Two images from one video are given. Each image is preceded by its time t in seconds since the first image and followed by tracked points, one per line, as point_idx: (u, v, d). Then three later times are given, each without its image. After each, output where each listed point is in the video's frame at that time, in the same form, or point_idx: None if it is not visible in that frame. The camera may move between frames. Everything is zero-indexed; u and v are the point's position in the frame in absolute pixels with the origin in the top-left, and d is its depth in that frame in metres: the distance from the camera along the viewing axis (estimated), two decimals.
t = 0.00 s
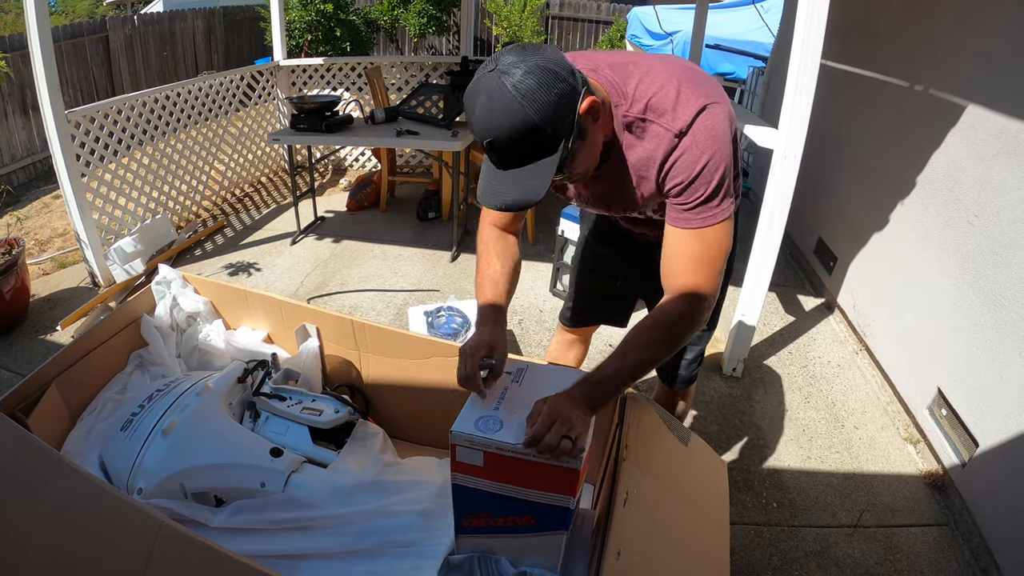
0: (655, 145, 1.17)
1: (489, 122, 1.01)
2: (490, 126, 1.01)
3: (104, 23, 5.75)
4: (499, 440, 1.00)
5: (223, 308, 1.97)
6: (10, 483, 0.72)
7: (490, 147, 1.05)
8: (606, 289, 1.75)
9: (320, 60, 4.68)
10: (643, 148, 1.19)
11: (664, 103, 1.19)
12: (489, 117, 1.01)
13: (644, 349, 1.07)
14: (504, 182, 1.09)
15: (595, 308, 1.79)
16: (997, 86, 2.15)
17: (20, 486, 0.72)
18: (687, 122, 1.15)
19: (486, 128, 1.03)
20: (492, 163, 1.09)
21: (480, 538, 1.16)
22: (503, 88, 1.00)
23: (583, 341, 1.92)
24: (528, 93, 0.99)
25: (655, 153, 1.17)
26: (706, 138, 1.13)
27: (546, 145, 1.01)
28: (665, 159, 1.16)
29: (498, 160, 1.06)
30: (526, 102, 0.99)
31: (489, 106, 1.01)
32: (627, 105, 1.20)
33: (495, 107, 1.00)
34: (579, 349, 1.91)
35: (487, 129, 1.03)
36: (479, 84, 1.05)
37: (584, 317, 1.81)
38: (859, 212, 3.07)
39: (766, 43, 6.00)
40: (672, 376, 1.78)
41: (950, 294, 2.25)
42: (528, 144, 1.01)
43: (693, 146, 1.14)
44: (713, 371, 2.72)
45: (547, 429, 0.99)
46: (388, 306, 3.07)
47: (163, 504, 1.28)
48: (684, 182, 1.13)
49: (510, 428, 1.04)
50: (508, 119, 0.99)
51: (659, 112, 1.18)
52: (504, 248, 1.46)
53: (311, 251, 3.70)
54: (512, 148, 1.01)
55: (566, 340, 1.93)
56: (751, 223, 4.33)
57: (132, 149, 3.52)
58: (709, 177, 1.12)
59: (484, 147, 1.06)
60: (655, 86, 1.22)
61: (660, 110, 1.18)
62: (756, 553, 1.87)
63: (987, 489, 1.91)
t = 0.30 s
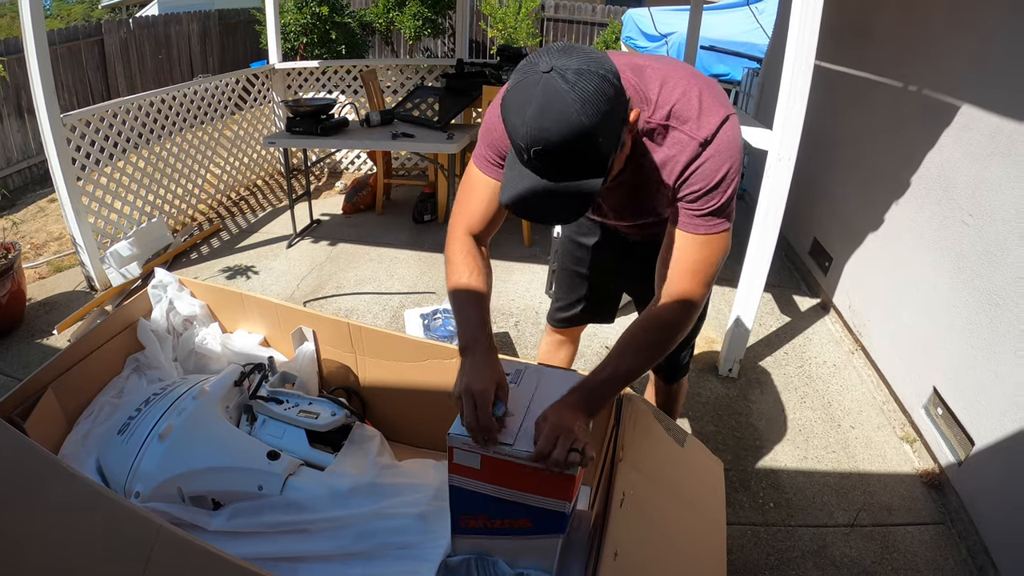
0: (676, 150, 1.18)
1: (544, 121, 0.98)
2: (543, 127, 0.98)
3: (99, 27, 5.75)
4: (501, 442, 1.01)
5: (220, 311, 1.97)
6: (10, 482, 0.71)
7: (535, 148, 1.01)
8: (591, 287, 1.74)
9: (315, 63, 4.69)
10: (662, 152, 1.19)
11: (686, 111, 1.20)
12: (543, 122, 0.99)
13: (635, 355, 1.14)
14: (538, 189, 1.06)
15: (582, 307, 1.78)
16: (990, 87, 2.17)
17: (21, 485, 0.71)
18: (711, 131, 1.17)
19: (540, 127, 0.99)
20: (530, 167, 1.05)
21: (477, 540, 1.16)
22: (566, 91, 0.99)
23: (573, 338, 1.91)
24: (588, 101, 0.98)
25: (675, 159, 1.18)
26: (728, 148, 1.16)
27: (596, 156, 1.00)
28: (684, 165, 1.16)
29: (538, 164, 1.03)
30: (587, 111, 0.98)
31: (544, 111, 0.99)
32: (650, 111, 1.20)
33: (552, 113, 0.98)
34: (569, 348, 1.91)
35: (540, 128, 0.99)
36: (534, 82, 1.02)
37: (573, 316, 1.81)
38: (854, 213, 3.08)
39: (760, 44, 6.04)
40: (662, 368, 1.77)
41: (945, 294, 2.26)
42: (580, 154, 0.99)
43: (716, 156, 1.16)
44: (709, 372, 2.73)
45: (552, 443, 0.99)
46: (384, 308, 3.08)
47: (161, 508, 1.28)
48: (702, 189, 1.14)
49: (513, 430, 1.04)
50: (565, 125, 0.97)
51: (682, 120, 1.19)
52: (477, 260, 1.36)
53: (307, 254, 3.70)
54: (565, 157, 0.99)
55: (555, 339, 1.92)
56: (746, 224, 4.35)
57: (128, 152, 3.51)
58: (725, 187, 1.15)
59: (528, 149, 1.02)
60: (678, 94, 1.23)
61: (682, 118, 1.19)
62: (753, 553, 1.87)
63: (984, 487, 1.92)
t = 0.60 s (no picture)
0: (680, 144, 1.17)
1: (563, 136, 0.97)
2: (562, 140, 0.97)
3: (95, 34, 5.76)
4: (500, 448, 1.01)
5: (218, 318, 1.97)
6: (10, 490, 0.70)
7: (552, 161, 0.99)
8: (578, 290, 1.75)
9: (312, 69, 4.70)
10: (665, 147, 1.18)
11: (687, 108, 1.21)
12: (564, 133, 0.97)
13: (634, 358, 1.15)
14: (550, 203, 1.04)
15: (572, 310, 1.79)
16: (984, 85, 2.19)
17: (20, 492, 0.70)
18: (712, 127, 1.19)
19: (559, 140, 0.97)
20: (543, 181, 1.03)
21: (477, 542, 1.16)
22: (586, 106, 0.97)
23: (565, 342, 1.91)
24: (608, 119, 0.98)
25: (679, 154, 1.17)
26: (729, 144, 1.18)
27: (611, 173, 0.99)
28: (688, 160, 1.16)
29: (553, 178, 1.01)
30: (607, 127, 0.97)
31: (566, 122, 0.97)
32: (653, 108, 1.20)
33: (575, 126, 0.96)
34: (561, 351, 1.92)
35: (559, 141, 0.97)
36: (554, 95, 1.00)
37: (563, 319, 1.81)
38: (850, 213, 3.10)
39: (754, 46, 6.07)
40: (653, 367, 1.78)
41: (942, 292, 2.27)
42: (597, 170, 0.98)
43: (718, 153, 1.17)
44: (707, 373, 2.74)
45: (554, 454, 0.99)
46: (382, 313, 3.08)
47: (161, 514, 1.28)
48: (706, 185, 1.15)
49: (512, 437, 1.04)
50: (585, 140, 0.96)
51: (684, 116, 1.20)
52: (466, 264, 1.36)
53: (305, 260, 3.70)
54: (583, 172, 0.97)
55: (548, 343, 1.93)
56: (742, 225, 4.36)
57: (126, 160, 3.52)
58: (726, 183, 1.17)
59: (545, 161, 1.00)
60: (677, 92, 1.24)
61: (684, 115, 1.20)
62: (753, 553, 1.88)
63: (984, 483, 1.93)
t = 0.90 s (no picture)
0: (668, 148, 1.18)
1: (549, 140, 0.98)
2: (548, 145, 0.98)
3: (89, 46, 5.76)
4: (530, 468, 1.00)
5: (218, 327, 1.98)
6: (11, 499, 0.71)
7: (538, 166, 1.00)
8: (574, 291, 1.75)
9: (306, 77, 4.71)
10: (654, 151, 1.19)
11: (673, 111, 1.22)
12: (550, 137, 0.98)
13: (656, 371, 1.11)
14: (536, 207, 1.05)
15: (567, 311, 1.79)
16: (976, 78, 2.20)
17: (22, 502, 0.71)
18: (699, 128, 1.20)
19: (544, 145, 0.98)
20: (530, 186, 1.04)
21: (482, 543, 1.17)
22: (571, 111, 0.98)
23: (560, 344, 1.93)
24: (593, 124, 0.99)
25: (669, 157, 1.18)
26: (717, 144, 1.19)
27: (597, 178, 1.01)
28: (678, 163, 1.17)
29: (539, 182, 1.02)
30: (592, 131, 0.98)
31: (552, 126, 0.98)
32: (639, 112, 1.21)
33: (561, 131, 0.97)
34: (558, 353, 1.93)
35: (545, 145, 0.98)
36: (539, 101, 1.01)
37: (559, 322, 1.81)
38: (846, 208, 3.11)
39: (747, 45, 6.09)
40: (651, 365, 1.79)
41: (939, 284, 2.29)
42: (583, 175, 0.99)
43: (707, 153, 1.18)
44: (708, 371, 2.74)
45: (585, 478, 0.97)
46: (382, 319, 3.09)
47: (169, 524, 1.28)
48: (698, 186, 1.16)
49: (539, 453, 1.03)
50: (571, 144, 0.97)
51: (671, 119, 1.21)
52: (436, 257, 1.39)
53: (304, 267, 3.71)
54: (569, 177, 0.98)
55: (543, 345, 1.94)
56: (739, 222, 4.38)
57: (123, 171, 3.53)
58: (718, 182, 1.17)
59: (531, 166, 1.01)
60: (663, 95, 1.25)
61: (670, 118, 1.21)
62: (757, 549, 1.88)
63: (985, 473, 1.94)
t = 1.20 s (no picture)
0: (642, 149, 1.19)
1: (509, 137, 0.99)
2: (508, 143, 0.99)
3: (88, 61, 5.80)
4: (521, 455, 1.00)
5: (225, 336, 1.99)
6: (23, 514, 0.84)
7: (501, 163, 1.01)
8: (579, 291, 1.75)
9: (304, 86, 4.73)
10: (628, 153, 1.21)
11: (646, 110, 1.22)
12: (510, 135, 0.99)
13: (655, 339, 1.14)
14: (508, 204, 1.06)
15: (570, 310, 1.79)
16: (973, 67, 2.20)
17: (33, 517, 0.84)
18: (672, 125, 1.19)
19: (505, 143, 0.99)
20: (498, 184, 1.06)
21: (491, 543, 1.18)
22: (528, 106, 0.99)
23: (567, 344, 1.92)
24: (551, 115, 0.99)
25: (645, 158, 1.19)
26: (693, 138, 1.18)
27: (563, 169, 1.01)
28: (654, 164, 1.19)
29: (506, 180, 1.03)
30: (551, 124, 0.99)
31: (511, 124, 0.99)
32: (610, 113, 1.22)
33: (519, 128, 0.98)
34: (564, 353, 1.93)
35: (505, 143, 0.99)
36: (496, 99, 1.02)
37: (563, 323, 1.81)
38: (847, 201, 3.11)
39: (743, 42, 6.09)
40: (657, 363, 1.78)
41: (942, 275, 2.28)
42: (547, 167, 1.00)
43: (682, 149, 1.17)
44: (713, 368, 2.74)
45: (564, 430, 1.02)
46: (387, 325, 3.09)
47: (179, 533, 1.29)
48: (677, 183, 1.16)
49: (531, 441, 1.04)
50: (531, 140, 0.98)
51: (644, 118, 1.21)
52: (468, 274, 1.42)
53: (307, 275, 3.72)
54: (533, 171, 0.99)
55: (550, 346, 1.93)
56: (741, 219, 4.38)
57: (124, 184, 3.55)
58: (700, 176, 1.16)
59: (495, 164, 1.02)
60: (636, 93, 1.24)
61: (643, 118, 1.21)
62: (767, 544, 1.88)
63: (994, 463, 1.93)
